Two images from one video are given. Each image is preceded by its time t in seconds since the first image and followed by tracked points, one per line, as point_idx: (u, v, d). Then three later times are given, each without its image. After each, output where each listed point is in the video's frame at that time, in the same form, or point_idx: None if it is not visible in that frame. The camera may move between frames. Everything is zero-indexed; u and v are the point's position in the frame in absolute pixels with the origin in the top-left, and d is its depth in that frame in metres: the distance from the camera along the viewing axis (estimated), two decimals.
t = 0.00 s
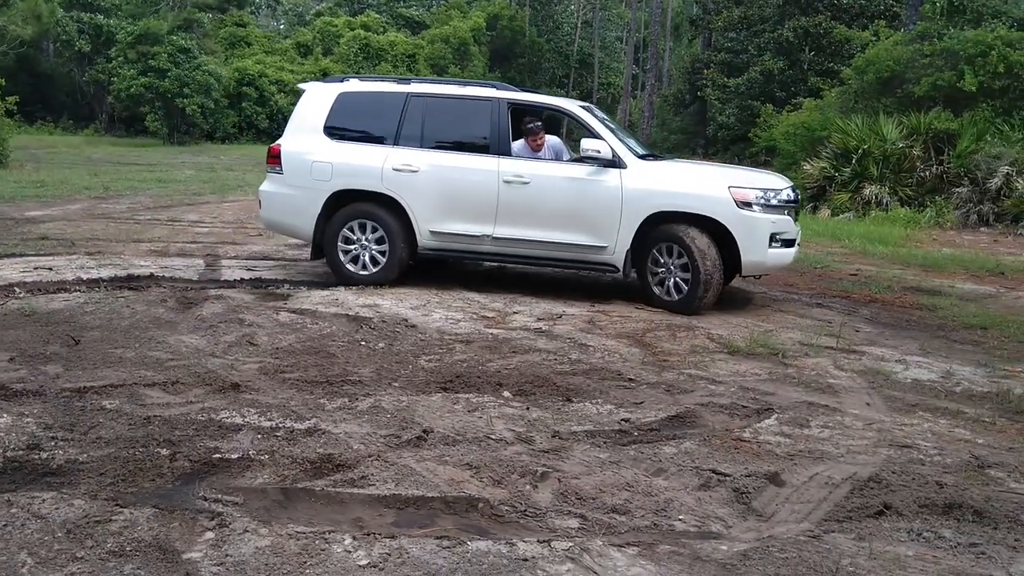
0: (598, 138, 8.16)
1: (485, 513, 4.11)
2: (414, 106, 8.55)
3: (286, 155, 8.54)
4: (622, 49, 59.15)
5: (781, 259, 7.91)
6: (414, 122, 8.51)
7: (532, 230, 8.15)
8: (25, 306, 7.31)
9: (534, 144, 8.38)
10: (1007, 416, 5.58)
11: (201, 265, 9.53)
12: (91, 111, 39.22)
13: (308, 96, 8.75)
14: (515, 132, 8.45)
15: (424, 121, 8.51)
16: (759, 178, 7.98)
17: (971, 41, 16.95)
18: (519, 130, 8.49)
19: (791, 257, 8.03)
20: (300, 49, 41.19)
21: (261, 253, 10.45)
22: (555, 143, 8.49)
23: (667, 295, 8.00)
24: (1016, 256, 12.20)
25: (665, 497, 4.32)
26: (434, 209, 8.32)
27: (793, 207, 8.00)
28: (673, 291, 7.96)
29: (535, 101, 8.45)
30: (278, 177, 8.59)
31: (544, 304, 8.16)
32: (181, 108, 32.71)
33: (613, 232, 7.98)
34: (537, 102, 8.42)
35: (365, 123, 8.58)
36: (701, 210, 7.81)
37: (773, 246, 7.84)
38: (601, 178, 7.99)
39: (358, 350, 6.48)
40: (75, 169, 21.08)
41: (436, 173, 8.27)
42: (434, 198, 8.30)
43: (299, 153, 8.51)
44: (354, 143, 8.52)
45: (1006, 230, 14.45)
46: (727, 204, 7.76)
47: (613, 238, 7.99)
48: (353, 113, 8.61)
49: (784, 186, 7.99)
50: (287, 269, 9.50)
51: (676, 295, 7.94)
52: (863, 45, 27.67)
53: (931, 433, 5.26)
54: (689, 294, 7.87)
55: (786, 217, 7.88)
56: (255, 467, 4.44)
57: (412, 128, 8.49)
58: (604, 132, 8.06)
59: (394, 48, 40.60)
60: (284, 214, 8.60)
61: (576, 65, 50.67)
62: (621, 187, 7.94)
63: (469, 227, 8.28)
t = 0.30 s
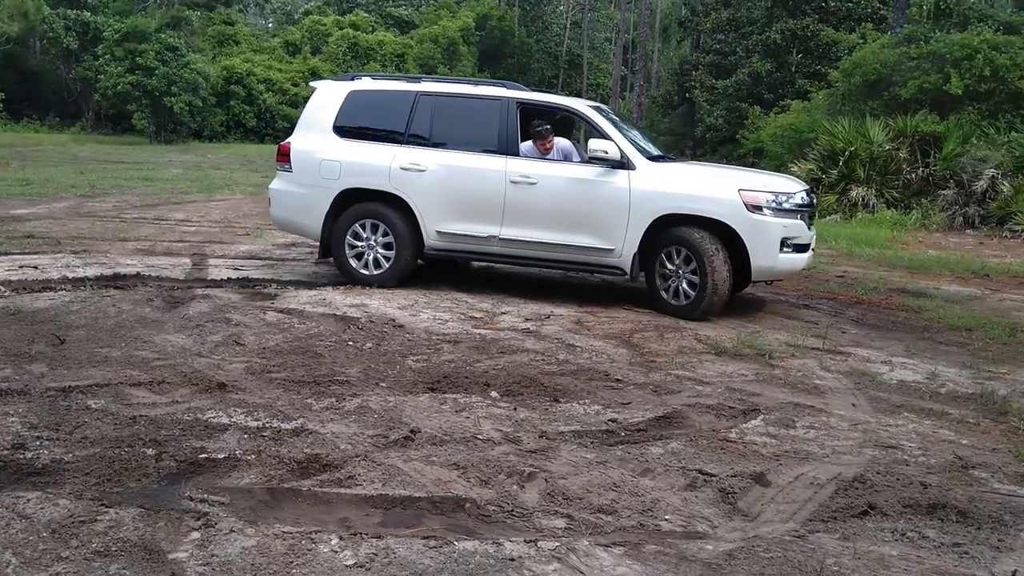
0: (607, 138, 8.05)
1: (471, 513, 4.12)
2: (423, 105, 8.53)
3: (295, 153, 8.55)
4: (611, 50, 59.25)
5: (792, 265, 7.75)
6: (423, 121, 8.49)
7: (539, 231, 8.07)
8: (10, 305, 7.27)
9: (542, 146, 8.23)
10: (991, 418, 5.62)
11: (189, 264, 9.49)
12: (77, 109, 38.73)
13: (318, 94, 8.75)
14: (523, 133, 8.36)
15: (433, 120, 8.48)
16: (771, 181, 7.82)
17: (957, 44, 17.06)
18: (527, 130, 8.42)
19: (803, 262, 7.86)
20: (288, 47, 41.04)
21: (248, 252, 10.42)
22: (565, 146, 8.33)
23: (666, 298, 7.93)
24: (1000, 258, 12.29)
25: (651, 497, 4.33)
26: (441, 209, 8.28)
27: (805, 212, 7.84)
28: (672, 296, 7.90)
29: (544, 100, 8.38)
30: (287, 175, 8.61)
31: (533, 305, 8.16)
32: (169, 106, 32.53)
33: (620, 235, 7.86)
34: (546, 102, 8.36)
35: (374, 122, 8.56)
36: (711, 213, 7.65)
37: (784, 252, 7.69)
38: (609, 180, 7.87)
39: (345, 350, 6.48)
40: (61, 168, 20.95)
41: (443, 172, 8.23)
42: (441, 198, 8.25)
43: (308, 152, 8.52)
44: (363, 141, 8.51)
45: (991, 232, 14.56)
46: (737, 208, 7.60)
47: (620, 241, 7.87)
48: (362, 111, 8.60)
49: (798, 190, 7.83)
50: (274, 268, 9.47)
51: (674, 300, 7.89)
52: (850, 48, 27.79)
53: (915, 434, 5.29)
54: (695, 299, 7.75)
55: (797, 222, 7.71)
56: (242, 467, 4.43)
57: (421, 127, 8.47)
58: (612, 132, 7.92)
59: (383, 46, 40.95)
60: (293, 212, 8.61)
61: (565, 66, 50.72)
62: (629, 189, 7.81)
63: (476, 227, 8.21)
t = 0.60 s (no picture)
0: (615, 139, 7.88)
1: (459, 512, 4.12)
2: (432, 106, 8.46)
3: (306, 154, 8.59)
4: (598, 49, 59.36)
5: (804, 270, 7.49)
6: (432, 122, 8.41)
7: (545, 233, 7.92)
8: None
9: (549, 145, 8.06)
10: (975, 416, 5.66)
11: (175, 263, 9.45)
12: (63, 107, 38.06)
13: (330, 95, 8.77)
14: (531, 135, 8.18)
15: (441, 121, 8.40)
16: (783, 184, 7.58)
17: (942, 45, 17.16)
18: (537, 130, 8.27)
19: (817, 267, 7.59)
20: (275, 46, 40.90)
21: (234, 251, 10.38)
22: (574, 146, 8.10)
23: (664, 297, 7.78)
24: (983, 257, 12.37)
25: (639, 496, 4.34)
26: (447, 211, 8.20)
27: (818, 215, 7.59)
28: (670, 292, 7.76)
29: (554, 101, 8.23)
30: (298, 176, 8.64)
31: (522, 305, 8.15)
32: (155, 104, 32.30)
33: (627, 238, 7.68)
34: (555, 102, 8.20)
35: (384, 122, 8.54)
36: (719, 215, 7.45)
37: (795, 256, 7.44)
38: (617, 181, 7.70)
39: (332, 349, 6.46)
40: (45, 166, 20.82)
41: (450, 173, 8.14)
42: (448, 200, 8.17)
43: (319, 153, 8.54)
44: (372, 143, 8.50)
45: (976, 232, 14.66)
46: (746, 210, 7.38)
47: (627, 244, 7.69)
48: (372, 112, 8.58)
49: (811, 192, 7.59)
50: (261, 267, 9.44)
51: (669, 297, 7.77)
52: (835, 48, 27.93)
53: (900, 433, 5.32)
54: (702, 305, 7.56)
55: (810, 225, 7.46)
56: (228, 467, 4.41)
57: (429, 128, 8.40)
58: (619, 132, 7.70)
59: (370, 46, 41.10)
60: (303, 213, 8.65)
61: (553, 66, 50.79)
62: (636, 191, 7.64)
63: (483, 229, 8.11)
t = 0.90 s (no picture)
0: (626, 138, 7.70)
1: (446, 509, 4.11)
2: (443, 103, 8.39)
3: (319, 151, 8.60)
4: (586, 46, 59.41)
5: (819, 275, 7.16)
6: (443, 119, 8.34)
7: (554, 233, 7.77)
8: None
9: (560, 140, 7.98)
10: (959, 412, 5.70)
11: (161, 259, 9.40)
12: (48, 103, 36.84)
13: (344, 91, 8.76)
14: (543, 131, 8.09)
15: (453, 119, 8.32)
16: (800, 185, 7.26)
17: (927, 44, 17.26)
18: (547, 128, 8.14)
19: (835, 273, 7.24)
20: (261, 41, 40.84)
21: (221, 248, 10.33)
22: (585, 144, 8.05)
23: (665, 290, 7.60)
24: (968, 255, 12.45)
25: (626, 492, 4.35)
26: (456, 211, 8.12)
27: (837, 218, 7.23)
28: (676, 277, 7.55)
29: (565, 98, 8.07)
30: (311, 174, 8.66)
31: (511, 303, 8.13)
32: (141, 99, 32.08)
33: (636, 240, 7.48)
34: (567, 99, 8.05)
35: (396, 120, 8.50)
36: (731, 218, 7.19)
37: (809, 261, 7.11)
38: (627, 181, 7.51)
39: (320, 346, 6.44)
40: (30, 162, 20.73)
41: (459, 172, 8.06)
42: (457, 199, 8.10)
43: (331, 150, 8.55)
44: (384, 140, 8.47)
45: (961, 229, 14.74)
46: (758, 211, 7.10)
47: (635, 246, 7.49)
48: (385, 109, 8.55)
49: (830, 194, 7.24)
50: (248, 264, 9.40)
51: (672, 281, 7.58)
52: (822, 46, 28.03)
53: (885, 429, 5.34)
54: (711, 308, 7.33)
55: (826, 228, 7.11)
56: (214, 464, 4.40)
57: (441, 125, 8.33)
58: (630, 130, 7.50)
59: (358, 41, 41.43)
60: (315, 211, 8.66)
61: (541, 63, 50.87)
62: (646, 192, 7.44)
63: (492, 228, 8.01)
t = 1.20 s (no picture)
0: (639, 132, 7.52)
1: (435, 501, 4.11)
2: (456, 96, 8.30)
3: (333, 145, 8.61)
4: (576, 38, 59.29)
5: (837, 274, 6.91)
6: (456, 113, 8.25)
7: (564, 230, 7.66)
8: None
9: (572, 133, 7.82)
10: (946, 404, 5.72)
11: (149, 252, 9.36)
12: (34, 94, 35.75)
13: (359, 85, 8.74)
14: (555, 123, 7.93)
15: (465, 112, 8.22)
16: (817, 180, 7.03)
17: (916, 37, 17.29)
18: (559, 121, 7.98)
19: (855, 272, 6.99)
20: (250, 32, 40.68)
21: (208, 240, 10.29)
22: (598, 137, 7.93)
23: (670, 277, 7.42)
24: (955, 247, 12.51)
25: (614, 484, 4.35)
26: (467, 206, 8.05)
27: (858, 215, 6.96)
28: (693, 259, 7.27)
29: (578, 91, 7.90)
30: (326, 168, 8.68)
31: (501, 296, 8.12)
32: (128, 91, 32.01)
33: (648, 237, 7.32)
34: (580, 92, 7.88)
35: (409, 114, 8.44)
36: (745, 214, 6.98)
37: (826, 259, 6.88)
38: (639, 176, 7.35)
39: (308, 338, 6.43)
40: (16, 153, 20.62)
41: (470, 167, 7.99)
42: (468, 195, 8.02)
43: (345, 144, 8.55)
44: (397, 134, 8.43)
45: (948, 222, 14.81)
46: (771, 207, 6.89)
47: (647, 243, 7.34)
48: (399, 103, 8.51)
49: (851, 190, 6.98)
50: (236, 256, 9.37)
51: (687, 259, 7.30)
52: (812, 39, 28.07)
53: (873, 420, 5.37)
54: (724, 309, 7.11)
55: (844, 225, 6.87)
56: (202, 456, 4.38)
57: (452, 119, 8.25)
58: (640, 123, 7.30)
59: (347, 33, 40.83)
60: (330, 205, 8.67)
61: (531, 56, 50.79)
62: (657, 187, 7.27)
63: (503, 224, 7.92)
